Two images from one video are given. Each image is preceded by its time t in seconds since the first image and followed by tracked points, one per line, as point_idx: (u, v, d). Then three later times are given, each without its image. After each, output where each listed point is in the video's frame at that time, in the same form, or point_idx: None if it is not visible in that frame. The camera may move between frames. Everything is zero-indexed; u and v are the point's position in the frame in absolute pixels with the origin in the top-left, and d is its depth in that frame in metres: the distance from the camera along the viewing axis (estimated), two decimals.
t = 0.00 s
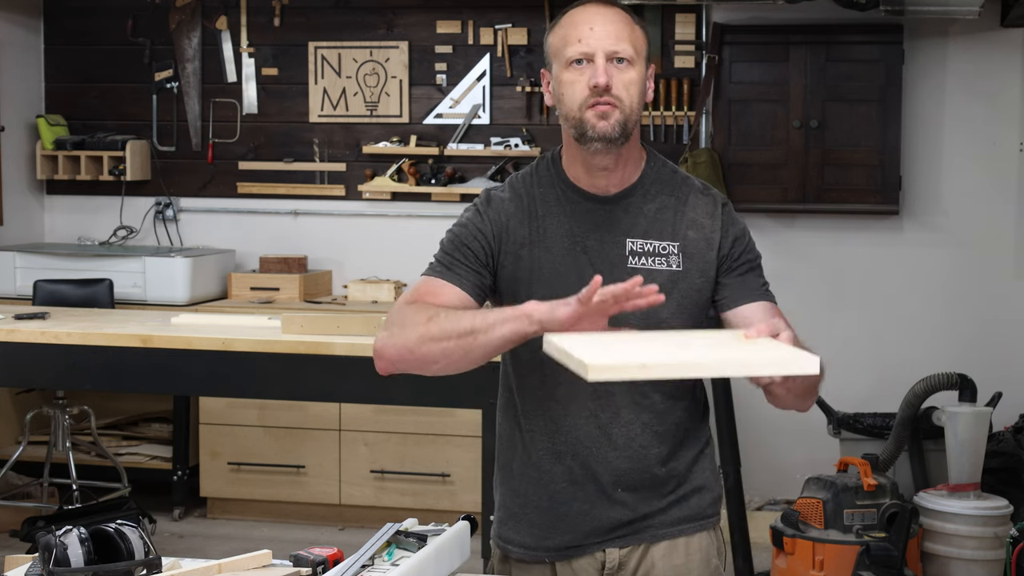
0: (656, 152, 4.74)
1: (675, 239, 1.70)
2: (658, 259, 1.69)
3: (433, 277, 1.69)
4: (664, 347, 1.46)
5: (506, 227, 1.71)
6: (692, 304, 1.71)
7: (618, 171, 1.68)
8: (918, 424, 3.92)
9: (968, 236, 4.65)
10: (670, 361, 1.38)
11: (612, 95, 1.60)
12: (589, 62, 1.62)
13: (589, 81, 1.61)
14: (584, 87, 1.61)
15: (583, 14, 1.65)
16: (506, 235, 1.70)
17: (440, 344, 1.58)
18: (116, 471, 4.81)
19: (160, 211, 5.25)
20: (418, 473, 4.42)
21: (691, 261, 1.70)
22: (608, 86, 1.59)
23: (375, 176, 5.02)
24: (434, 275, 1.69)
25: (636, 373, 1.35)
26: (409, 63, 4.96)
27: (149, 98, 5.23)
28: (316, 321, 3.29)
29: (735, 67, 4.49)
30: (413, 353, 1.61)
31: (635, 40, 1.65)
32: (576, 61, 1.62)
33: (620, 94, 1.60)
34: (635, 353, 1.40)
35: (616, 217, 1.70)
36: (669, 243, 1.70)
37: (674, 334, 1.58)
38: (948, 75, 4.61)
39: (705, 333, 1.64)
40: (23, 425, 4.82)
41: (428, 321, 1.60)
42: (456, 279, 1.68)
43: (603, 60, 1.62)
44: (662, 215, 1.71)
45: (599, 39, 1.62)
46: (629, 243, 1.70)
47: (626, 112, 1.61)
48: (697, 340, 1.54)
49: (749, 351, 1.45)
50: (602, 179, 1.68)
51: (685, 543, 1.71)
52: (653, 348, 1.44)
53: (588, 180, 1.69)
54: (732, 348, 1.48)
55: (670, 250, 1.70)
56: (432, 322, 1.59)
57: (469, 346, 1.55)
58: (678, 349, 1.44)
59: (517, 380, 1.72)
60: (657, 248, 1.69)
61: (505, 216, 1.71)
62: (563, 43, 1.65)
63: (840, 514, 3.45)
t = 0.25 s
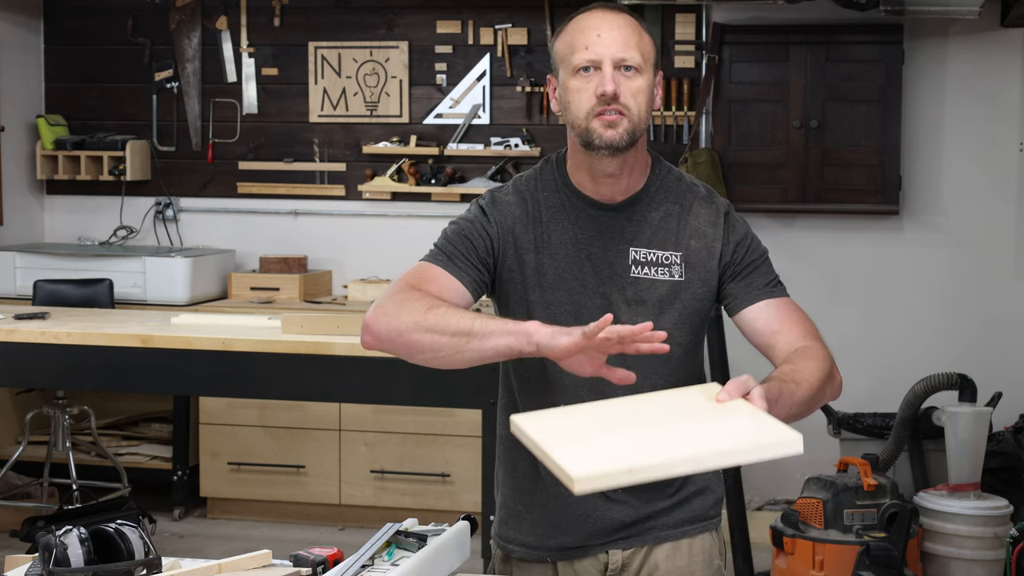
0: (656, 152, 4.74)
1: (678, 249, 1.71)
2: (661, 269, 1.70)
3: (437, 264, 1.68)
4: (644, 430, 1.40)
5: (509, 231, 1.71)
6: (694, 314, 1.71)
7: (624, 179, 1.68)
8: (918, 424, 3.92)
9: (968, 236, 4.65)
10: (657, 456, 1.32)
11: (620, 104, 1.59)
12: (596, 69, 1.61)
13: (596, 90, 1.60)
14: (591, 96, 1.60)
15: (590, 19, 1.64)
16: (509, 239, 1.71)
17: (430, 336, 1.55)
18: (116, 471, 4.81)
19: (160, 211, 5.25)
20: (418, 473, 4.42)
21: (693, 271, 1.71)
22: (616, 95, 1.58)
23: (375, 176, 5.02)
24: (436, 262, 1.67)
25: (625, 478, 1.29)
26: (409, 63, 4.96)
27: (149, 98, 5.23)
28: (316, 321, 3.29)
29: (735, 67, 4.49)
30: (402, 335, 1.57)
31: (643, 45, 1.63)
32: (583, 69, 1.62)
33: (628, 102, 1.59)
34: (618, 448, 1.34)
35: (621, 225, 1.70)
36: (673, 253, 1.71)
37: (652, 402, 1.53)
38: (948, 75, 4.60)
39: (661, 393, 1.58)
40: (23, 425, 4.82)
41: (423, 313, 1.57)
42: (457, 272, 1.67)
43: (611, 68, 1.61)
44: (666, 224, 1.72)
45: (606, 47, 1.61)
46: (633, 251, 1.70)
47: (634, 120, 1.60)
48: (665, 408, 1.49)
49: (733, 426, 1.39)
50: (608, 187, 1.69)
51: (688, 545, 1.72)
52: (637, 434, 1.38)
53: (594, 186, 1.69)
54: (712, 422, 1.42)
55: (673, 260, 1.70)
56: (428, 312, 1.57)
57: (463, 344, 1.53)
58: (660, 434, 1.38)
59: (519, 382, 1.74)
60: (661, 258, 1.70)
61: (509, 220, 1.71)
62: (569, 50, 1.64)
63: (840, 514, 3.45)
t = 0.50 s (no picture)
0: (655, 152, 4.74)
1: (679, 258, 1.71)
2: (662, 277, 1.69)
3: (426, 284, 1.70)
4: (702, 444, 1.47)
5: (508, 237, 1.71)
6: (693, 322, 1.71)
7: (628, 187, 1.68)
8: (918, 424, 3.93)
9: (969, 236, 4.65)
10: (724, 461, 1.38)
11: (634, 125, 1.59)
12: (613, 86, 1.61)
13: (611, 107, 1.59)
14: (606, 113, 1.59)
15: (609, 33, 1.63)
16: (508, 246, 1.70)
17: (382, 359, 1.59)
18: (116, 471, 4.81)
19: (160, 211, 5.25)
20: (418, 473, 4.42)
21: (694, 281, 1.71)
22: (632, 116, 1.58)
23: (375, 176, 5.02)
24: (429, 282, 1.70)
25: (697, 481, 1.36)
26: (409, 63, 4.96)
27: (149, 98, 5.23)
28: (316, 321, 3.29)
29: (735, 67, 4.49)
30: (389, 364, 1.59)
31: (659, 65, 1.63)
32: (600, 85, 1.61)
33: (642, 123, 1.59)
34: (683, 456, 1.40)
35: (622, 232, 1.70)
36: (674, 262, 1.70)
37: (697, 422, 1.59)
38: (948, 74, 4.60)
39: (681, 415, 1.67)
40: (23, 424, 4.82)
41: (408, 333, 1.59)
42: (445, 285, 1.69)
43: (627, 87, 1.60)
44: (667, 232, 1.72)
45: (625, 64, 1.61)
46: (634, 259, 1.70)
47: (645, 141, 1.60)
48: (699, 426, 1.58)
49: (787, 439, 1.47)
50: (610, 196, 1.68)
51: (687, 547, 1.72)
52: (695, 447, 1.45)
53: (598, 194, 1.69)
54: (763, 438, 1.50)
55: (674, 268, 1.70)
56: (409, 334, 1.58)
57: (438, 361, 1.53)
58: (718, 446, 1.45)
59: (518, 389, 1.73)
60: (662, 266, 1.70)
61: (509, 226, 1.71)
62: (587, 61, 1.63)
63: (840, 514, 3.45)
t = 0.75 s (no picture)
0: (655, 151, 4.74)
1: (679, 259, 1.71)
2: (662, 279, 1.70)
3: (435, 290, 1.67)
4: (686, 436, 1.50)
5: (509, 241, 1.71)
6: (693, 324, 1.71)
7: (626, 188, 1.68)
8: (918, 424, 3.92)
9: (968, 236, 4.65)
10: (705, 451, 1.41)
11: (629, 125, 1.58)
12: (607, 86, 1.60)
13: (606, 107, 1.59)
14: (601, 113, 1.59)
15: (603, 33, 1.62)
16: (508, 250, 1.70)
17: (419, 369, 1.56)
18: (116, 471, 4.81)
19: (160, 211, 5.25)
20: (418, 473, 4.42)
21: (693, 282, 1.71)
22: (627, 116, 1.58)
23: (375, 176, 5.02)
24: (436, 288, 1.67)
25: (677, 468, 1.38)
26: (409, 63, 4.96)
27: (149, 98, 5.23)
28: (316, 320, 3.29)
29: (735, 67, 4.49)
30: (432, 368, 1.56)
31: (654, 63, 1.62)
32: (594, 85, 1.61)
33: (638, 123, 1.59)
34: (666, 446, 1.43)
35: (622, 234, 1.71)
36: (674, 264, 1.70)
37: (683, 420, 1.62)
38: (948, 74, 4.60)
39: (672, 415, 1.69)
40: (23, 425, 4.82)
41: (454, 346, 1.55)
42: (459, 294, 1.67)
43: (622, 86, 1.60)
44: (667, 233, 1.72)
45: (619, 63, 1.60)
46: (634, 261, 1.70)
47: (642, 141, 1.60)
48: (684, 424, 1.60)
49: (769, 436, 1.50)
50: (609, 198, 1.69)
51: (689, 548, 1.71)
52: (679, 439, 1.48)
53: (596, 195, 1.69)
54: (746, 435, 1.52)
55: (674, 270, 1.70)
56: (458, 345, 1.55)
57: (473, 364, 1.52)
58: (700, 439, 1.48)
59: (519, 392, 1.74)
60: (662, 268, 1.70)
61: (509, 229, 1.72)
62: (581, 62, 1.63)
63: (840, 514, 3.45)
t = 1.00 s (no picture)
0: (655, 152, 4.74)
1: (680, 255, 1.71)
2: (663, 275, 1.69)
3: (427, 288, 1.69)
4: (768, 428, 1.44)
5: (508, 238, 1.71)
6: (695, 320, 1.71)
7: (626, 184, 1.68)
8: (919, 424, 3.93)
9: (969, 236, 4.65)
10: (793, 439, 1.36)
11: (633, 123, 1.59)
12: (611, 84, 1.61)
13: (610, 105, 1.59)
14: (605, 111, 1.59)
15: (607, 30, 1.62)
16: (508, 247, 1.71)
17: (391, 371, 1.55)
18: (117, 471, 4.81)
19: (160, 211, 5.25)
20: (418, 473, 4.42)
21: (695, 278, 1.70)
22: (631, 114, 1.58)
23: (375, 176, 5.02)
24: (429, 286, 1.69)
25: (769, 452, 1.32)
26: (409, 63, 4.96)
27: (149, 98, 5.23)
28: (316, 321, 3.29)
29: (735, 67, 4.49)
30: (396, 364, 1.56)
31: (658, 60, 1.63)
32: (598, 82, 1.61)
33: (642, 121, 1.59)
34: (753, 433, 1.38)
35: (623, 230, 1.70)
36: (675, 260, 1.70)
37: (755, 419, 1.57)
38: (948, 74, 4.60)
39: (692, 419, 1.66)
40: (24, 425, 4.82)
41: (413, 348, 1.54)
42: (448, 290, 1.69)
43: (626, 84, 1.60)
44: (668, 229, 1.72)
45: (623, 60, 1.60)
46: (634, 257, 1.70)
47: (646, 138, 1.60)
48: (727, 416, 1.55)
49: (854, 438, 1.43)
50: (610, 193, 1.69)
51: (690, 543, 1.71)
52: (762, 429, 1.42)
53: (597, 192, 1.69)
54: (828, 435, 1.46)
55: (675, 266, 1.70)
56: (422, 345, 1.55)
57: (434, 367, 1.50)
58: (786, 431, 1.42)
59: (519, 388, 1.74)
60: (663, 264, 1.70)
61: (509, 226, 1.72)
62: (585, 58, 1.62)
63: (840, 514, 3.45)
